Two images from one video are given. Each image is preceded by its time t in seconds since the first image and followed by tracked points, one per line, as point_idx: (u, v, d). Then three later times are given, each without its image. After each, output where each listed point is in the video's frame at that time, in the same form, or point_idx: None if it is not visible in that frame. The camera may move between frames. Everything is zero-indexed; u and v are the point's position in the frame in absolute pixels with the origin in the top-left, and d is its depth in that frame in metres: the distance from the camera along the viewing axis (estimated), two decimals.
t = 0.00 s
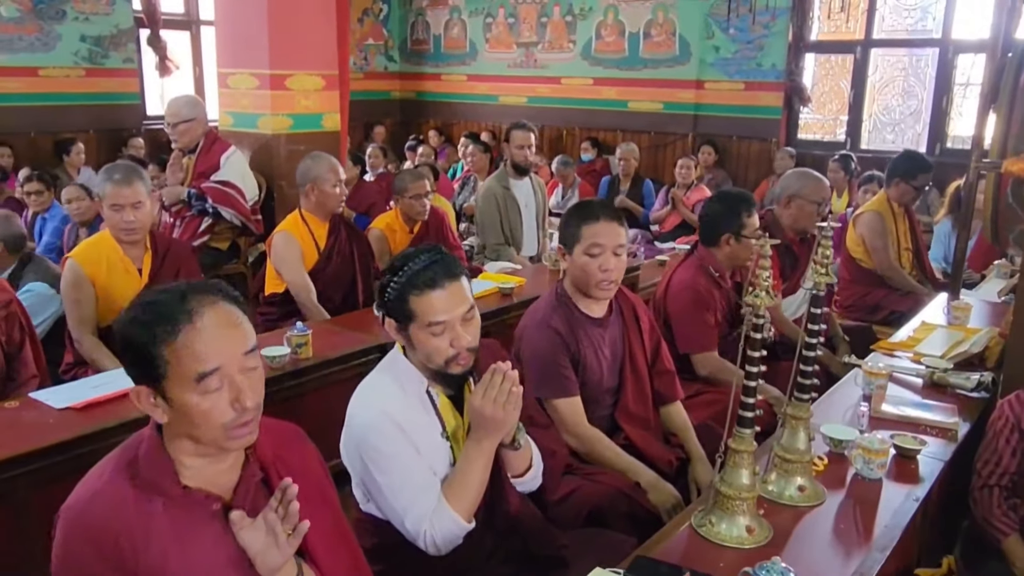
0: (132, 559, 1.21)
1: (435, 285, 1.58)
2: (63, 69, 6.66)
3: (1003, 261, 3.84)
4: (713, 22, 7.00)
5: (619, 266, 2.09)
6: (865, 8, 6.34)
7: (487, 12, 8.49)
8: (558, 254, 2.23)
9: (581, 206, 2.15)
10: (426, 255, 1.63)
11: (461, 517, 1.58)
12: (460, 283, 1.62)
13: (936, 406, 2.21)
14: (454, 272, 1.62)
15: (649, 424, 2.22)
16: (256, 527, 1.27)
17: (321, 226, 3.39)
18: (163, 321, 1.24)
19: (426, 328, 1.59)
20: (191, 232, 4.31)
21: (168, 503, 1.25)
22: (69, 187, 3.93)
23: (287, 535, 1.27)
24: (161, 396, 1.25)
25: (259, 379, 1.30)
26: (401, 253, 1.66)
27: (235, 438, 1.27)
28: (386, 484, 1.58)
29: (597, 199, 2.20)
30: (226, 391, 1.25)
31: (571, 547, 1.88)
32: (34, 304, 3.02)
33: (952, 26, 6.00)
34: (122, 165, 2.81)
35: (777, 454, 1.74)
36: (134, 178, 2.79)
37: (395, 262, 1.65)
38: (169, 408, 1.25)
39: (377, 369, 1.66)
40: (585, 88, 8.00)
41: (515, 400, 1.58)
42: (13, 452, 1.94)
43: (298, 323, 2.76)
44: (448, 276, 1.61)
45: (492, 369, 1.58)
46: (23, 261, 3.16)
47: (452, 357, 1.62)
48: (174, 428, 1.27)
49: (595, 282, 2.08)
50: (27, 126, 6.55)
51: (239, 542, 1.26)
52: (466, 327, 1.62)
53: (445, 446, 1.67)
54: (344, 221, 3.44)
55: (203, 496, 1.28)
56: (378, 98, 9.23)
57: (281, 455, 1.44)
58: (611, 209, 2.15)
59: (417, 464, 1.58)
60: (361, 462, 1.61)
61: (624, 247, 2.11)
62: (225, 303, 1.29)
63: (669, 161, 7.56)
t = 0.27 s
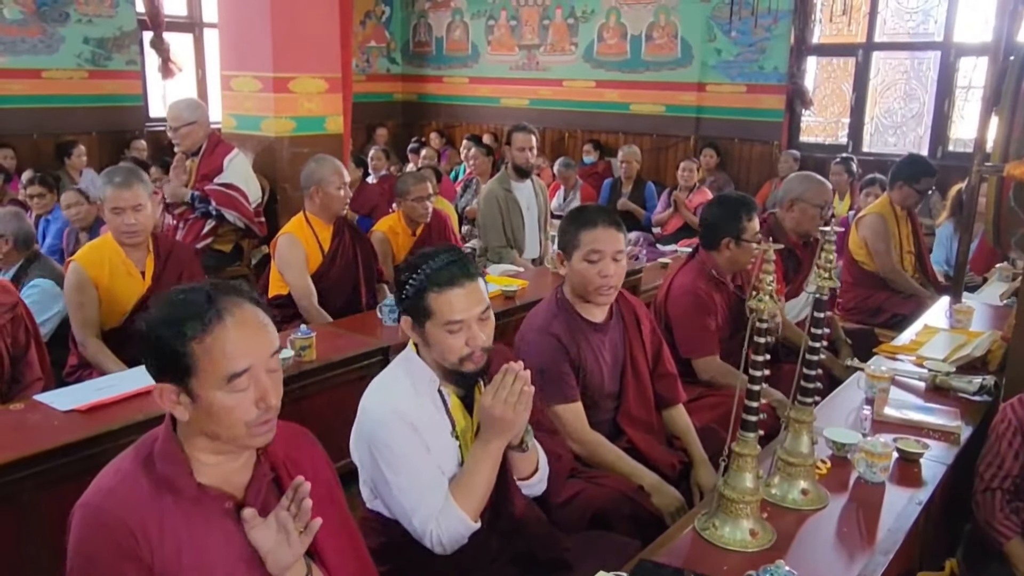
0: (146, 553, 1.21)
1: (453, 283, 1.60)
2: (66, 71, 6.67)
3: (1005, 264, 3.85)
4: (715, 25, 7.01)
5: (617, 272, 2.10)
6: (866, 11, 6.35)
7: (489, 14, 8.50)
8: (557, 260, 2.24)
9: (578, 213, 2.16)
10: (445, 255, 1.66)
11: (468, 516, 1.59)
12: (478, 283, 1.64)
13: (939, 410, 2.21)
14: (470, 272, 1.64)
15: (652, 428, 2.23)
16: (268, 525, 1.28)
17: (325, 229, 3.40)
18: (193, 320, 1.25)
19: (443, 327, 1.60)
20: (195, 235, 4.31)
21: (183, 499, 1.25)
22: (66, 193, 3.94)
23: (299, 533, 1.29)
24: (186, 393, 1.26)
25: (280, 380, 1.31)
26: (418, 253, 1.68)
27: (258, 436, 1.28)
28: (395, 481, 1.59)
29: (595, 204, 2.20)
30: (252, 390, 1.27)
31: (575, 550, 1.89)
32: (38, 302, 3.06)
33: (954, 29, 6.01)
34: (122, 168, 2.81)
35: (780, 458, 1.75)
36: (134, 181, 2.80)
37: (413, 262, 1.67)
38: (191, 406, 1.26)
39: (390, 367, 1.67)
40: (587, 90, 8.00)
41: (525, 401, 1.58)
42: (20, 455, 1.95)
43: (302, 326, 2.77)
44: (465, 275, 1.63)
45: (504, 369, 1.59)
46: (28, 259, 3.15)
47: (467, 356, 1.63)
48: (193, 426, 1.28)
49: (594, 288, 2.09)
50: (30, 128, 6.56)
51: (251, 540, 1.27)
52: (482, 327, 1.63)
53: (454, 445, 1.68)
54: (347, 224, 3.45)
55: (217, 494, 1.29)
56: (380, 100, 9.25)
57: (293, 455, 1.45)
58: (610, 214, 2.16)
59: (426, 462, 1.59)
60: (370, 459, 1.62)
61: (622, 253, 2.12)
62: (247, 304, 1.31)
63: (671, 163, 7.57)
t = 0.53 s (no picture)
0: (151, 553, 1.21)
1: (475, 278, 1.61)
2: (66, 73, 6.67)
3: (1005, 266, 3.85)
4: (715, 27, 7.01)
5: (617, 275, 2.09)
6: (866, 14, 6.35)
7: (489, 17, 8.51)
8: (558, 263, 2.24)
9: (576, 215, 2.16)
10: (466, 252, 1.67)
11: (478, 511, 1.58)
12: (498, 281, 1.64)
13: (940, 412, 2.21)
14: (490, 269, 1.65)
15: (653, 431, 2.23)
16: (272, 527, 1.28)
17: (327, 230, 3.40)
18: (206, 320, 1.25)
19: (463, 322, 1.60)
20: (195, 236, 4.30)
21: (189, 499, 1.25)
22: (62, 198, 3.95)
23: (303, 535, 1.29)
24: (195, 394, 1.25)
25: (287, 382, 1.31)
26: (439, 249, 1.69)
27: (267, 436, 1.28)
28: (407, 473, 1.58)
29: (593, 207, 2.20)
30: (262, 393, 1.27)
31: (577, 553, 1.89)
32: (36, 299, 3.06)
33: (954, 32, 6.02)
34: (119, 171, 2.80)
35: (782, 461, 1.75)
36: (133, 183, 2.79)
37: (434, 257, 1.68)
38: (201, 406, 1.26)
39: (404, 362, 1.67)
40: (587, 93, 8.01)
41: (539, 398, 1.58)
42: (21, 457, 1.95)
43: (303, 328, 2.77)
44: (487, 272, 1.63)
45: (519, 364, 1.59)
46: (24, 259, 3.13)
47: (483, 352, 1.63)
48: (199, 427, 1.28)
49: (593, 291, 2.09)
50: (30, 130, 6.56)
51: (256, 542, 1.27)
52: (500, 324, 1.64)
53: (465, 442, 1.68)
54: (348, 225, 3.45)
55: (222, 494, 1.29)
56: (380, 102, 9.25)
57: (298, 456, 1.44)
58: (609, 216, 2.16)
59: (438, 456, 1.58)
60: (382, 451, 1.61)
61: (622, 256, 2.11)
62: (257, 306, 1.31)
63: (671, 165, 7.56)
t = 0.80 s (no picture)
0: (148, 557, 1.20)
1: (489, 276, 1.61)
2: (63, 75, 6.66)
3: (1003, 269, 3.86)
4: (713, 30, 7.02)
5: (618, 276, 2.09)
6: (864, 17, 6.36)
7: (487, 19, 8.51)
8: (558, 264, 2.23)
9: (577, 216, 2.16)
10: (480, 251, 1.67)
11: (484, 509, 1.57)
12: (511, 279, 1.65)
13: (939, 415, 2.21)
14: (504, 267, 1.66)
15: (652, 434, 2.22)
16: (269, 531, 1.28)
17: (325, 233, 3.39)
18: (204, 323, 1.24)
19: (477, 318, 1.60)
20: (192, 239, 4.31)
21: (186, 503, 1.24)
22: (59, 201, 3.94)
23: (299, 539, 1.29)
24: (191, 398, 1.24)
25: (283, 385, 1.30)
26: (452, 248, 1.69)
27: (264, 440, 1.28)
28: (416, 468, 1.56)
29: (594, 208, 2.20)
30: (260, 396, 1.26)
31: (577, 556, 1.88)
32: (29, 296, 3.05)
33: (951, 34, 6.03)
34: (115, 173, 2.78)
35: (781, 464, 1.74)
36: (128, 186, 2.77)
37: (447, 256, 1.68)
38: (198, 410, 1.25)
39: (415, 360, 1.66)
40: (584, 95, 8.00)
41: (551, 396, 1.59)
42: (17, 461, 1.94)
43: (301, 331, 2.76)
44: (500, 271, 1.64)
45: (532, 363, 1.60)
46: (16, 259, 3.13)
47: (494, 349, 1.63)
48: (195, 431, 1.27)
49: (594, 292, 2.08)
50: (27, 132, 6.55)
51: (252, 545, 1.27)
52: (513, 322, 1.64)
53: (473, 441, 1.66)
54: (347, 228, 3.44)
55: (219, 498, 1.28)
56: (378, 105, 9.25)
57: (297, 458, 1.44)
58: (609, 217, 2.16)
59: (449, 453, 1.57)
60: (392, 446, 1.59)
61: (623, 257, 2.11)
62: (256, 309, 1.30)
63: (668, 168, 7.56)
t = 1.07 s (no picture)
0: (137, 567, 1.20)
1: (489, 277, 1.61)
2: (59, 78, 6.65)
3: (998, 272, 3.86)
4: (708, 33, 7.03)
5: (617, 277, 2.09)
6: (859, 20, 6.37)
7: (483, 22, 8.52)
8: (557, 265, 2.22)
9: (579, 217, 2.15)
10: (480, 252, 1.67)
11: (483, 512, 1.57)
12: (510, 280, 1.65)
13: (934, 418, 2.21)
14: (504, 269, 1.65)
15: (647, 436, 2.21)
16: (259, 538, 1.27)
17: (321, 236, 3.38)
18: (190, 330, 1.24)
19: (477, 320, 1.60)
20: (187, 242, 4.29)
21: (174, 512, 1.24)
22: (58, 201, 3.90)
23: (290, 546, 1.27)
24: (179, 406, 1.24)
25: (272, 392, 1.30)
26: (452, 249, 1.69)
27: (253, 447, 1.27)
28: (415, 470, 1.56)
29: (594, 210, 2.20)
30: (249, 404, 1.26)
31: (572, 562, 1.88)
32: (19, 297, 3.03)
33: (946, 38, 6.05)
34: (108, 176, 2.79)
35: (776, 467, 1.74)
36: (122, 189, 2.77)
37: (447, 257, 1.68)
38: (186, 418, 1.24)
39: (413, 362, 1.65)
40: (580, 98, 8.01)
41: (550, 399, 1.60)
42: (9, 465, 1.93)
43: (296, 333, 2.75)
44: (499, 272, 1.63)
45: (532, 365, 1.60)
46: (5, 261, 3.06)
47: (494, 351, 1.63)
48: (184, 438, 1.26)
49: (593, 293, 2.08)
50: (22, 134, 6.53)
51: (242, 551, 1.27)
52: (511, 324, 1.64)
53: (471, 443, 1.66)
54: (343, 231, 3.44)
55: (208, 506, 1.28)
56: (374, 108, 9.25)
57: (287, 464, 1.43)
58: (609, 219, 2.15)
59: (448, 456, 1.57)
60: (391, 448, 1.59)
61: (622, 259, 2.11)
62: (244, 315, 1.30)
63: (664, 170, 7.57)
